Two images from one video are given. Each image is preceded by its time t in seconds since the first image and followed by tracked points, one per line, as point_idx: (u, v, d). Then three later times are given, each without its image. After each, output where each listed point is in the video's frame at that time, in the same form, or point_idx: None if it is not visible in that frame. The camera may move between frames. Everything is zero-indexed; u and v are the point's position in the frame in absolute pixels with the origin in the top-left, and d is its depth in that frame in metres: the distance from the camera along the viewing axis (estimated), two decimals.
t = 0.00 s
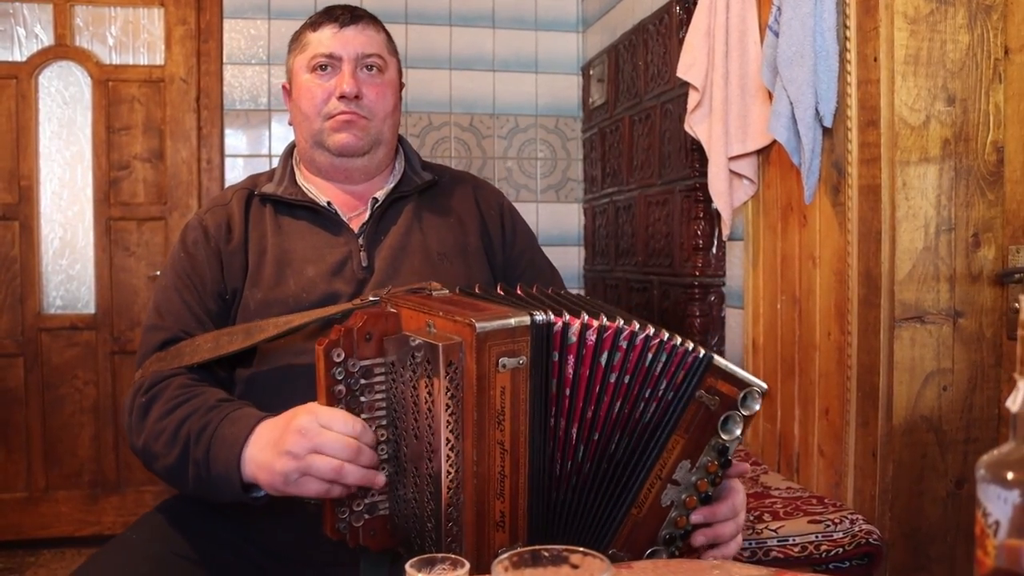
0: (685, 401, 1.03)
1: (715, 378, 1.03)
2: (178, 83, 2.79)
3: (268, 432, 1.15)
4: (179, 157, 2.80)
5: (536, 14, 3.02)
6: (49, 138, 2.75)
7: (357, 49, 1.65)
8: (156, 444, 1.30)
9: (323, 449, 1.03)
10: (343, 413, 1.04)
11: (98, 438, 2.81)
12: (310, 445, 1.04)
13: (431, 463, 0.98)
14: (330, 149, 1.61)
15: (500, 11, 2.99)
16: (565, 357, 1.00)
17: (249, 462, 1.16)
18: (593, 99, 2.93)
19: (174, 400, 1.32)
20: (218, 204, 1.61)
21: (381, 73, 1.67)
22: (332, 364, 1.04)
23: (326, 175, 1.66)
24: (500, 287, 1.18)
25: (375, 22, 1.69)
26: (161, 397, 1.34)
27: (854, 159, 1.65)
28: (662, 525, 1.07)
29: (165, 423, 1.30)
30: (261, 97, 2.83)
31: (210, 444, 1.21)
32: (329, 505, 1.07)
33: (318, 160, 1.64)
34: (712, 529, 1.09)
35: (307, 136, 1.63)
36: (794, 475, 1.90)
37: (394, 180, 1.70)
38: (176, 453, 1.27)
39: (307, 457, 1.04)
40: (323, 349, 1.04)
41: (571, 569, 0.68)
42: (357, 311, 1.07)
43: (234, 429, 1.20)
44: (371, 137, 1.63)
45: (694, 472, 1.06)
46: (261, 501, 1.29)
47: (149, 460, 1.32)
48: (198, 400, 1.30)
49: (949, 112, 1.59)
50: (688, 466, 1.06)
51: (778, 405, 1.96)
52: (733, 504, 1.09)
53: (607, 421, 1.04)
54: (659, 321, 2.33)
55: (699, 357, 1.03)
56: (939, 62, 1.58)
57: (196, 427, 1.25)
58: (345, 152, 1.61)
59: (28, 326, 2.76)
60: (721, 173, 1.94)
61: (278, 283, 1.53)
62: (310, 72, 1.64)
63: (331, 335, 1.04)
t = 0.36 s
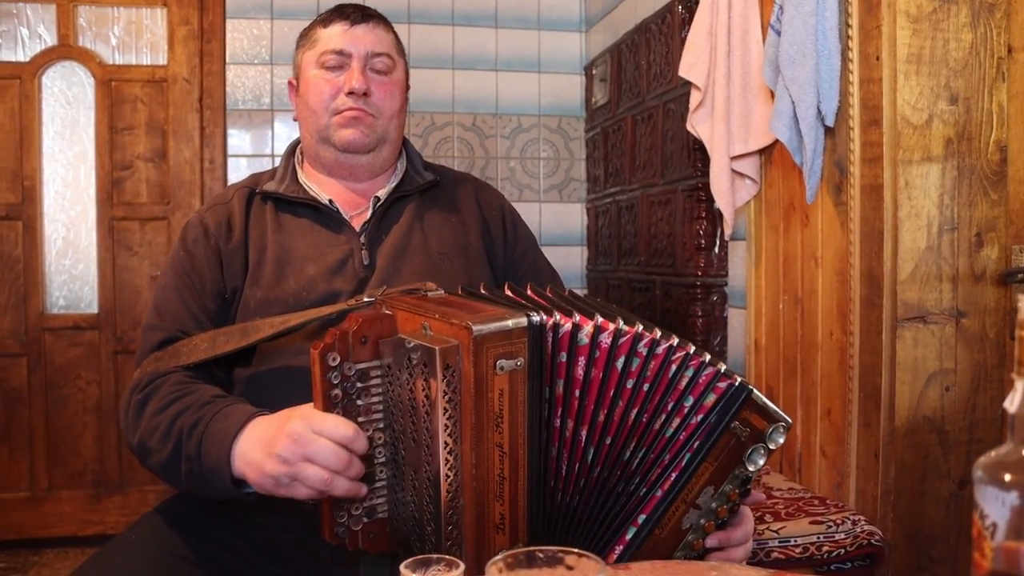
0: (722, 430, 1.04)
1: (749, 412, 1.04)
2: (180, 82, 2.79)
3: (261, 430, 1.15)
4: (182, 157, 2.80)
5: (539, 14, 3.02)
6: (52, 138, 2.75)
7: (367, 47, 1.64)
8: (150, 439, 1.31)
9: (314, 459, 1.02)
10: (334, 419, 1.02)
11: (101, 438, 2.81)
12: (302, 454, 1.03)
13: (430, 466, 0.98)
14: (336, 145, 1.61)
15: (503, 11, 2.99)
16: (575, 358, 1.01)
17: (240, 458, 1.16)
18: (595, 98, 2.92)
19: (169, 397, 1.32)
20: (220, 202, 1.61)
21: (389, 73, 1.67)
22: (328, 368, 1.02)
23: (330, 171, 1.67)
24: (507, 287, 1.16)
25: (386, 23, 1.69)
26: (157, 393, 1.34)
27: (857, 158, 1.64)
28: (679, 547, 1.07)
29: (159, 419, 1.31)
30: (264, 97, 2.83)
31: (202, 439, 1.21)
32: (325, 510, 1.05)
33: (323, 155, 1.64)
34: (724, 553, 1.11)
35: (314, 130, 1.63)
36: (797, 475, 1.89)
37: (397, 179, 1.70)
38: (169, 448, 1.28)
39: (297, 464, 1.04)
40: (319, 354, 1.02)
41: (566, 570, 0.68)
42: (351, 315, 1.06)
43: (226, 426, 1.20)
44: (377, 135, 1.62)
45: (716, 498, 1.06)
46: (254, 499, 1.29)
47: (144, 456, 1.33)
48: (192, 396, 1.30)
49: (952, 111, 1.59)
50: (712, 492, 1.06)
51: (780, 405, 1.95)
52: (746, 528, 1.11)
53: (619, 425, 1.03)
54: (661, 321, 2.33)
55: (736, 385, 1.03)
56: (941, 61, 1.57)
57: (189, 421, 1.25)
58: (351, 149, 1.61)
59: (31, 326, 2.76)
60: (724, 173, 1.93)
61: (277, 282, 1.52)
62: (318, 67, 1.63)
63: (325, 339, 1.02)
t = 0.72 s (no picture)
0: (689, 395, 1.00)
1: (713, 370, 1.00)
2: (183, 83, 2.80)
3: (260, 437, 1.15)
4: (184, 157, 2.81)
5: (541, 14, 3.01)
6: (55, 138, 2.76)
7: (338, 49, 1.64)
8: (146, 444, 1.31)
9: (311, 468, 1.04)
10: (334, 428, 1.04)
11: (104, 437, 2.82)
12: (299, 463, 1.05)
13: (420, 466, 0.99)
14: (322, 151, 1.61)
15: (505, 11, 2.99)
16: (555, 358, 1.01)
17: (238, 463, 1.16)
18: (597, 98, 2.92)
19: (165, 400, 1.33)
20: (213, 203, 1.62)
21: (365, 71, 1.67)
22: (318, 370, 1.05)
23: (319, 177, 1.66)
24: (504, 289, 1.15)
25: (353, 20, 1.69)
26: (152, 398, 1.35)
27: (857, 158, 1.63)
28: (686, 519, 1.05)
29: (154, 424, 1.31)
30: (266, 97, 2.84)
31: (200, 445, 1.22)
32: (320, 512, 1.08)
33: (311, 164, 1.64)
34: (736, 511, 1.11)
35: (297, 140, 1.63)
36: (797, 475, 1.89)
37: (387, 179, 1.70)
38: (166, 453, 1.27)
39: (293, 471, 1.06)
40: (310, 356, 1.06)
41: (560, 570, 0.68)
42: (342, 317, 1.09)
43: (222, 431, 1.21)
44: (361, 136, 1.63)
45: (709, 462, 1.03)
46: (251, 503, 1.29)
47: (140, 460, 1.33)
48: (189, 401, 1.31)
49: (953, 111, 1.58)
50: (702, 458, 1.03)
51: (781, 406, 1.95)
52: (753, 481, 1.10)
53: (600, 422, 1.03)
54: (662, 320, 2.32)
55: (691, 353, 0.99)
56: (942, 61, 1.57)
57: (187, 426, 1.26)
58: (337, 153, 1.61)
59: (34, 325, 2.77)
60: (725, 172, 1.92)
61: (274, 282, 1.53)
62: (294, 76, 1.64)
63: (317, 342, 1.06)
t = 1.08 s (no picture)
0: (621, 374, 1.02)
1: (644, 343, 1.02)
2: (185, 83, 2.80)
3: (256, 435, 1.16)
4: (187, 158, 2.82)
5: (543, 14, 3.01)
6: (58, 138, 2.77)
7: (329, 50, 1.65)
8: (142, 444, 1.31)
9: (309, 465, 1.05)
10: (330, 427, 1.05)
11: (106, 437, 2.82)
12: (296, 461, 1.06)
13: (416, 466, 1.00)
14: (316, 153, 1.61)
15: (507, 11, 2.99)
16: (542, 359, 1.01)
17: (235, 464, 1.16)
18: (599, 98, 2.92)
19: (163, 399, 1.33)
20: (210, 203, 1.62)
21: (357, 72, 1.67)
22: (315, 370, 1.06)
23: (313, 178, 1.66)
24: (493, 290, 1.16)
25: (345, 21, 1.69)
26: (149, 397, 1.35)
27: (857, 159, 1.63)
28: (644, 500, 1.06)
29: (151, 423, 1.31)
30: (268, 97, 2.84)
31: (197, 444, 1.22)
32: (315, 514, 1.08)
33: (305, 166, 1.65)
34: (697, 490, 1.10)
35: (291, 143, 1.64)
36: (798, 476, 1.89)
37: (381, 179, 1.71)
38: (163, 453, 1.28)
39: (292, 471, 1.06)
40: (306, 356, 1.07)
41: (552, 571, 0.68)
42: (339, 318, 1.09)
43: (221, 430, 1.21)
44: (354, 137, 1.63)
45: (659, 439, 1.05)
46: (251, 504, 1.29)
47: (137, 459, 1.33)
48: (186, 400, 1.31)
49: (954, 110, 1.58)
50: (651, 436, 1.04)
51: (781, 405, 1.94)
52: (710, 456, 1.10)
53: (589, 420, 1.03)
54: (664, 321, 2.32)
55: (617, 328, 1.01)
56: (943, 60, 1.56)
57: (184, 425, 1.26)
58: (331, 155, 1.62)
59: (36, 325, 2.77)
60: (725, 173, 1.92)
61: (270, 281, 1.53)
62: (286, 79, 1.65)
63: (313, 341, 1.07)
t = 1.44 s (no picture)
0: (679, 404, 1.04)
1: (709, 380, 1.03)
2: (188, 84, 2.81)
3: (257, 439, 1.16)
4: (190, 159, 2.82)
5: (546, 15, 3.02)
6: (62, 139, 2.78)
7: (349, 51, 1.65)
8: (147, 449, 1.32)
9: (305, 450, 1.04)
10: (326, 416, 1.05)
11: (109, 437, 2.83)
12: (293, 449, 1.05)
13: (416, 465, 1.00)
14: (327, 151, 1.62)
15: (510, 12, 2.99)
16: (552, 360, 1.02)
17: (239, 470, 1.16)
18: (601, 99, 2.92)
19: (165, 405, 1.34)
20: (215, 205, 1.63)
21: (375, 75, 1.68)
22: (317, 370, 1.06)
23: (322, 176, 1.67)
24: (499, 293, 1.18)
25: (367, 23, 1.70)
26: (152, 402, 1.35)
27: (859, 159, 1.63)
28: (663, 529, 1.08)
29: (155, 429, 1.32)
30: (271, 98, 2.85)
31: (200, 451, 1.22)
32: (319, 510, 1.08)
33: (314, 162, 1.65)
34: (715, 530, 1.10)
35: (303, 138, 1.64)
36: (800, 478, 1.89)
37: (389, 181, 1.71)
38: (167, 459, 1.28)
39: (291, 463, 1.06)
40: (309, 356, 1.07)
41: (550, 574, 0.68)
42: (342, 318, 1.10)
43: (223, 436, 1.21)
44: (367, 138, 1.63)
45: (692, 474, 1.07)
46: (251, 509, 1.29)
47: (141, 464, 1.34)
48: (188, 406, 1.32)
49: (956, 112, 1.57)
50: (686, 469, 1.06)
51: (784, 406, 1.95)
52: (734, 502, 1.10)
53: (597, 423, 1.05)
54: (667, 322, 2.32)
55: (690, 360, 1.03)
56: (945, 62, 1.56)
57: (187, 433, 1.26)
58: (341, 154, 1.62)
59: (40, 326, 2.78)
60: (727, 174, 1.92)
61: (272, 284, 1.53)
62: (304, 75, 1.65)
63: (315, 342, 1.07)
